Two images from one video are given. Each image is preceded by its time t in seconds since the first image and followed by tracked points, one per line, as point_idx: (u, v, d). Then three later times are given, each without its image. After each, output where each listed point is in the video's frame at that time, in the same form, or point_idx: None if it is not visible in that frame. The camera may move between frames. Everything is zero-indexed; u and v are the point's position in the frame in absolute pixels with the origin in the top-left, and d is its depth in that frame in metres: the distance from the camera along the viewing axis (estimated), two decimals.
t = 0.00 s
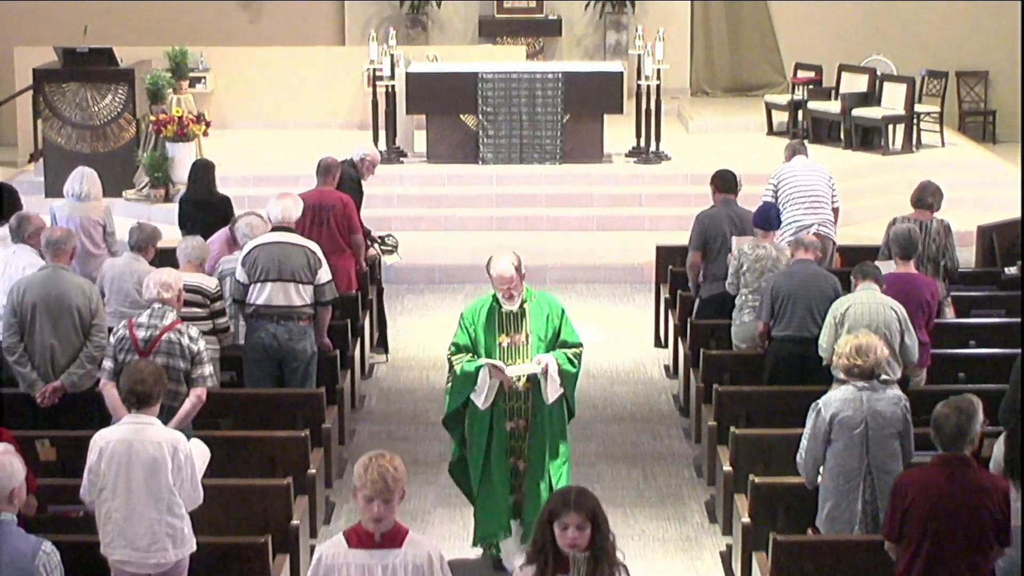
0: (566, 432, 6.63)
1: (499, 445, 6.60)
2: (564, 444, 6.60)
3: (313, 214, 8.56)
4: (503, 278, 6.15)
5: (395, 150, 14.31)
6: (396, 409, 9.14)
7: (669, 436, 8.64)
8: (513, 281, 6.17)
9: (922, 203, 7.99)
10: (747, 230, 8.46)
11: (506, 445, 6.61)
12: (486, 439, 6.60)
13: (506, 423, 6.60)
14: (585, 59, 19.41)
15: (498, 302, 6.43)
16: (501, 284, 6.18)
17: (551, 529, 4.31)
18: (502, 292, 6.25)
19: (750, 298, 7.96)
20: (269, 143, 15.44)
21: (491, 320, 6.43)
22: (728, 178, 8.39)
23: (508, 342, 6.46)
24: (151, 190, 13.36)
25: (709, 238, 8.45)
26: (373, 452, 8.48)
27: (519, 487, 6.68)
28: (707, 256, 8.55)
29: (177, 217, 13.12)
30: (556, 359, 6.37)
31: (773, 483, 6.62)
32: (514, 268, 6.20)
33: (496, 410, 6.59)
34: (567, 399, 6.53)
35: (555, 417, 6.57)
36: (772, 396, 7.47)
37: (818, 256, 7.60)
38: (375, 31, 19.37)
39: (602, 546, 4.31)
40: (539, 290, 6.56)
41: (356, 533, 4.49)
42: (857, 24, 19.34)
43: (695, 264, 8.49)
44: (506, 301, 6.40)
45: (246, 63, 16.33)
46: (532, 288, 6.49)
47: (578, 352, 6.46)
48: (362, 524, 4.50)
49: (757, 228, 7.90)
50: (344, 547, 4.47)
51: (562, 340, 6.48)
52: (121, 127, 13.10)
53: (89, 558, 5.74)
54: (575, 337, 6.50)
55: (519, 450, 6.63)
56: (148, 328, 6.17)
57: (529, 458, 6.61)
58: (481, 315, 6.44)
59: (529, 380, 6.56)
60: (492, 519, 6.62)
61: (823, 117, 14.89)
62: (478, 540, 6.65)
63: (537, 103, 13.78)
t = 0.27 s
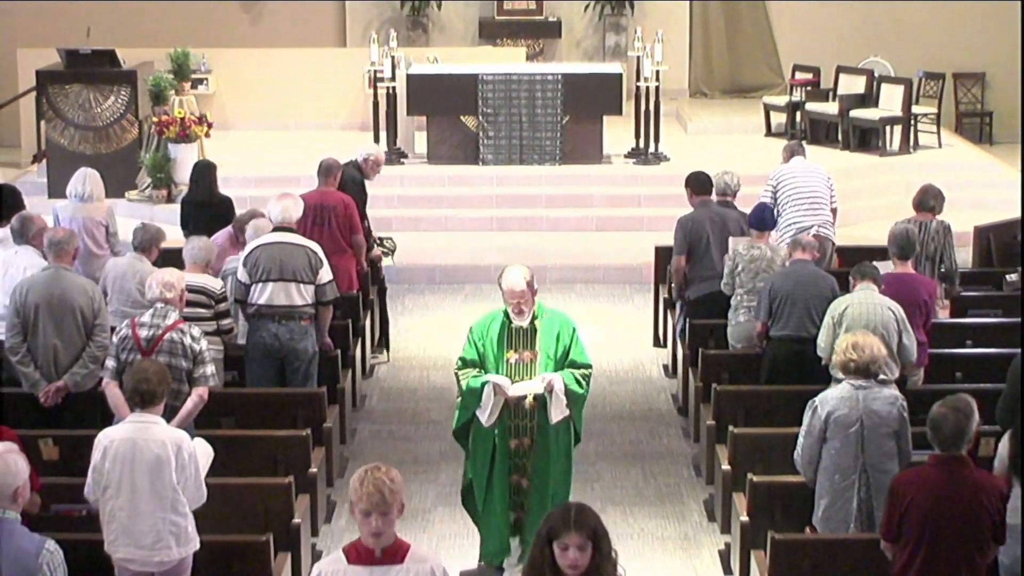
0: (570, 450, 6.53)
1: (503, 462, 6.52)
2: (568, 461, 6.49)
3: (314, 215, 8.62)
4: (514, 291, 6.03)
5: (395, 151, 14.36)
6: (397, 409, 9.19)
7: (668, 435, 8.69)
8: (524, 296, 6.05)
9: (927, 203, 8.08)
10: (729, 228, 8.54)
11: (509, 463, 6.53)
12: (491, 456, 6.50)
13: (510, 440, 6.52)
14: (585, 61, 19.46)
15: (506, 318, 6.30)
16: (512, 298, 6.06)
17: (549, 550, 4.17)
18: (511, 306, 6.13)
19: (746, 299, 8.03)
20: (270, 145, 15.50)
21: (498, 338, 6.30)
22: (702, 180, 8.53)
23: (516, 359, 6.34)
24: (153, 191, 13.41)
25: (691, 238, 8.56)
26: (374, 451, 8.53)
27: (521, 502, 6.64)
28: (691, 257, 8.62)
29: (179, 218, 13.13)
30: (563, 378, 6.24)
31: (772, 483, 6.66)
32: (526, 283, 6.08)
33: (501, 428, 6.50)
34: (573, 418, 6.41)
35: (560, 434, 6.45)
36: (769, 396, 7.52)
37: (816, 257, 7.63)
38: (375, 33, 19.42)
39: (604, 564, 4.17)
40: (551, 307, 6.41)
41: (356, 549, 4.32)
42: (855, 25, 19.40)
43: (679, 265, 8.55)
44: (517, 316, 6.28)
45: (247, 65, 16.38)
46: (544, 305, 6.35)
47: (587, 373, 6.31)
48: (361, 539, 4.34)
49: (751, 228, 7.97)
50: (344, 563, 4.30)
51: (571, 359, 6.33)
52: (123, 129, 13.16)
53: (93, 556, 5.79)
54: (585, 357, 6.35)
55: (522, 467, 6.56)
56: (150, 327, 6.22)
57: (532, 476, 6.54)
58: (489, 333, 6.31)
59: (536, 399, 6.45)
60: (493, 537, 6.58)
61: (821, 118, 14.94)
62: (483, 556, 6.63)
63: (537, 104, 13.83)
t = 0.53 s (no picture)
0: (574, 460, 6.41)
1: (505, 470, 6.36)
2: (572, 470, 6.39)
3: (315, 215, 8.67)
4: (514, 297, 5.90)
5: (396, 152, 14.41)
6: (397, 408, 9.24)
7: (668, 435, 8.74)
8: (525, 301, 5.93)
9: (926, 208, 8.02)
10: (721, 228, 8.60)
11: (511, 472, 6.38)
12: (492, 464, 6.38)
13: (513, 450, 6.38)
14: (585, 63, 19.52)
15: (509, 325, 6.21)
16: (512, 304, 5.93)
17: None
18: (513, 313, 6.01)
19: (742, 299, 8.08)
20: (270, 146, 15.55)
21: (500, 344, 6.22)
22: (690, 182, 8.56)
23: (518, 365, 6.25)
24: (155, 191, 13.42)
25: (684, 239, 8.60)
26: (375, 450, 8.59)
27: (524, 516, 6.50)
28: (685, 258, 8.67)
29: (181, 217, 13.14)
30: (567, 384, 6.14)
31: (770, 481, 6.70)
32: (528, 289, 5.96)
33: (501, 437, 6.35)
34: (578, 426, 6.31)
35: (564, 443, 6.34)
36: (767, 396, 7.56)
37: (814, 257, 7.67)
38: (377, 35, 19.47)
39: None
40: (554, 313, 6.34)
41: None
42: (852, 28, 19.45)
43: (673, 266, 8.59)
44: (520, 324, 6.19)
45: (248, 67, 16.44)
46: (546, 310, 6.27)
47: (592, 379, 6.21)
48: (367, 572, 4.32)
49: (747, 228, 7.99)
50: None
51: (575, 365, 6.23)
52: (126, 130, 13.22)
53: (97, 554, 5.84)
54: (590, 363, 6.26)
55: (527, 476, 6.43)
56: (152, 327, 6.25)
57: (537, 485, 6.40)
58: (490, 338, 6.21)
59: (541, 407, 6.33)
60: (494, 549, 6.46)
61: (819, 119, 14.99)
62: (483, 567, 6.50)
63: (536, 105, 13.90)
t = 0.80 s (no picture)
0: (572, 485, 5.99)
1: (504, 499, 5.95)
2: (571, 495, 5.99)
3: (316, 216, 8.72)
4: (504, 316, 5.54)
5: (397, 153, 14.47)
6: (398, 408, 9.30)
7: (667, 434, 8.79)
8: (515, 319, 5.56)
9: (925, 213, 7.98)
10: (721, 230, 8.64)
11: (511, 500, 5.97)
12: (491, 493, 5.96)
13: (511, 477, 5.95)
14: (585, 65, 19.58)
15: (502, 346, 5.80)
16: (502, 322, 5.57)
17: None
18: (503, 332, 5.64)
19: (739, 299, 8.12)
20: (271, 146, 15.60)
21: (493, 366, 5.80)
22: (696, 181, 8.61)
23: (514, 390, 5.83)
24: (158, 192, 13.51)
25: (684, 235, 8.61)
26: (376, 449, 8.64)
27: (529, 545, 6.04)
28: (684, 255, 8.69)
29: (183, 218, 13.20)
30: (561, 406, 5.72)
31: (768, 479, 6.74)
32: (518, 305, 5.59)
33: (499, 464, 5.93)
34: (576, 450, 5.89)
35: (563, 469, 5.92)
36: (766, 395, 7.61)
37: (810, 258, 7.72)
38: (378, 37, 19.54)
39: None
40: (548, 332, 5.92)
41: None
42: (850, 30, 19.51)
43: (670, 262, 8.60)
44: (512, 345, 5.78)
45: (250, 69, 16.50)
46: (538, 329, 5.86)
47: (588, 400, 5.80)
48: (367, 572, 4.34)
49: (744, 229, 8.04)
50: None
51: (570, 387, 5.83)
52: (128, 131, 13.28)
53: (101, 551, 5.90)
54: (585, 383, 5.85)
55: (526, 503, 5.99)
56: (153, 327, 6.28)
57: (537, 510, 5.98)
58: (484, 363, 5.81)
59: (537, 430, 5.89)
60: None
61: (817, 121, 15.05)
62: None
63: (536, 107, 13.95)
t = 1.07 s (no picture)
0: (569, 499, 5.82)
1: (501, 507, 5.78)
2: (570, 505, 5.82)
3: (318, 217, 8.79)
4: (501, 312, 5.38)
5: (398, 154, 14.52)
6: (399, 407, 9.35)
7: (666, 434, 8.84)
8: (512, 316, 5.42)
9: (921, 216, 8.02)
10: (706, 231, 8.66)
11: (507, 509, 5.80)
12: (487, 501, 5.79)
13: (506, 484, 5.78)
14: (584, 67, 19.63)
15: (495, 350, 5.65)
16: (497, 320, 5.42)
17: None
18: (498, 332, 5.49)
19: (736, 299, 8.17)
20: (271, 147, 15.66)
21: (487, 370, 5.65)
22: (682, 181, 8.56)
23: (507, 396, 5.67)
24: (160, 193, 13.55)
25: (668, 236, 8.61)
26: (377, 448, 8.70)
27: (522, 553, 5.90)
28: (668, 257, 8.68)
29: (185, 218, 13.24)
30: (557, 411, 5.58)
31: (766, 478, 6.79)
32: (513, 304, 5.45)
33: (496, 471, 5.76)
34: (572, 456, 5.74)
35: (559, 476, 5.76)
36: (764, 395, 7.67)
37: (807, 258, 7.78)
38: (379, 39, 19.59)
39: None
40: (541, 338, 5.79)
41: None
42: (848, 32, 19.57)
43: (660, 263, 8.57)
44: (505, 348, 5.62)
45: (251, 70, 16.55)
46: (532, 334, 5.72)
47: (583, 406, 5.68)
48: None
49: (742, 230, 8.11)
50: None
51: (565, 392, 5.70)
52: (131, 132, 13.34)
53: (104, 549, 5.95)
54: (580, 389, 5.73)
55: (521, 512, 5.83)
56: (155, 327, 6.31)
57: (532, 519, 5.81)
58: (477, 365, 5.67)
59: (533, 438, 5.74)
60: None
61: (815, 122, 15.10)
62: None
63: (536, 108, 14.01)
